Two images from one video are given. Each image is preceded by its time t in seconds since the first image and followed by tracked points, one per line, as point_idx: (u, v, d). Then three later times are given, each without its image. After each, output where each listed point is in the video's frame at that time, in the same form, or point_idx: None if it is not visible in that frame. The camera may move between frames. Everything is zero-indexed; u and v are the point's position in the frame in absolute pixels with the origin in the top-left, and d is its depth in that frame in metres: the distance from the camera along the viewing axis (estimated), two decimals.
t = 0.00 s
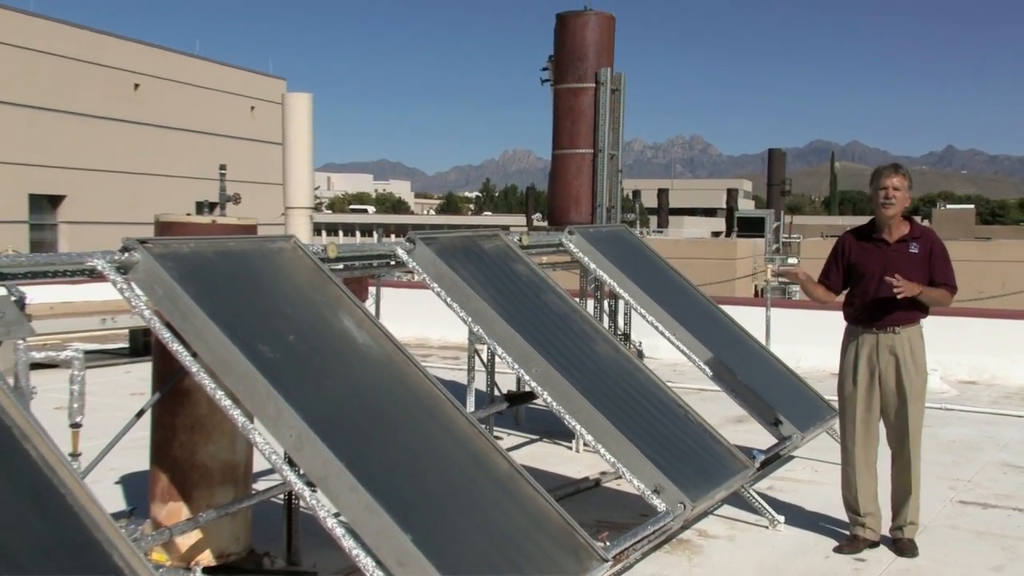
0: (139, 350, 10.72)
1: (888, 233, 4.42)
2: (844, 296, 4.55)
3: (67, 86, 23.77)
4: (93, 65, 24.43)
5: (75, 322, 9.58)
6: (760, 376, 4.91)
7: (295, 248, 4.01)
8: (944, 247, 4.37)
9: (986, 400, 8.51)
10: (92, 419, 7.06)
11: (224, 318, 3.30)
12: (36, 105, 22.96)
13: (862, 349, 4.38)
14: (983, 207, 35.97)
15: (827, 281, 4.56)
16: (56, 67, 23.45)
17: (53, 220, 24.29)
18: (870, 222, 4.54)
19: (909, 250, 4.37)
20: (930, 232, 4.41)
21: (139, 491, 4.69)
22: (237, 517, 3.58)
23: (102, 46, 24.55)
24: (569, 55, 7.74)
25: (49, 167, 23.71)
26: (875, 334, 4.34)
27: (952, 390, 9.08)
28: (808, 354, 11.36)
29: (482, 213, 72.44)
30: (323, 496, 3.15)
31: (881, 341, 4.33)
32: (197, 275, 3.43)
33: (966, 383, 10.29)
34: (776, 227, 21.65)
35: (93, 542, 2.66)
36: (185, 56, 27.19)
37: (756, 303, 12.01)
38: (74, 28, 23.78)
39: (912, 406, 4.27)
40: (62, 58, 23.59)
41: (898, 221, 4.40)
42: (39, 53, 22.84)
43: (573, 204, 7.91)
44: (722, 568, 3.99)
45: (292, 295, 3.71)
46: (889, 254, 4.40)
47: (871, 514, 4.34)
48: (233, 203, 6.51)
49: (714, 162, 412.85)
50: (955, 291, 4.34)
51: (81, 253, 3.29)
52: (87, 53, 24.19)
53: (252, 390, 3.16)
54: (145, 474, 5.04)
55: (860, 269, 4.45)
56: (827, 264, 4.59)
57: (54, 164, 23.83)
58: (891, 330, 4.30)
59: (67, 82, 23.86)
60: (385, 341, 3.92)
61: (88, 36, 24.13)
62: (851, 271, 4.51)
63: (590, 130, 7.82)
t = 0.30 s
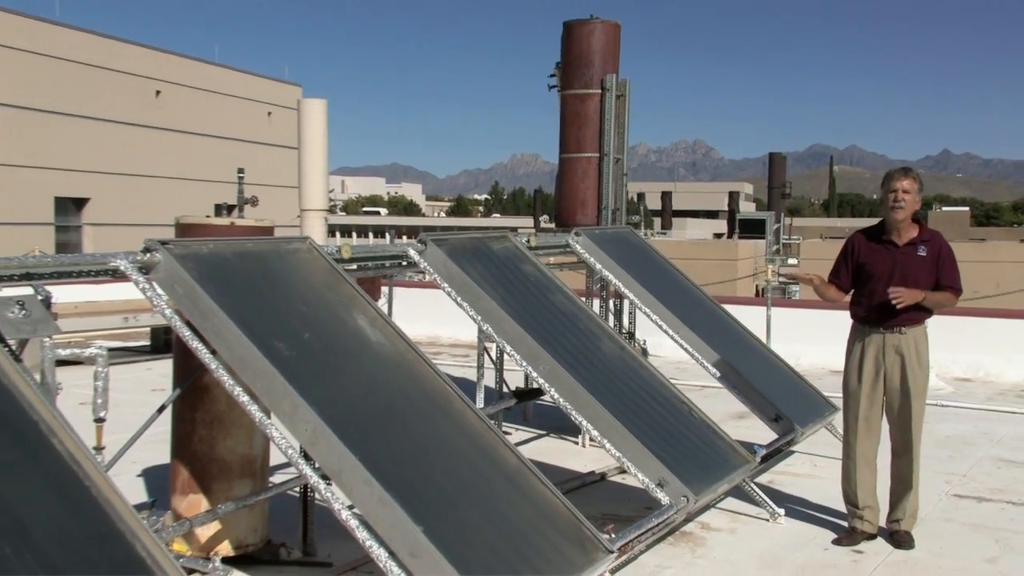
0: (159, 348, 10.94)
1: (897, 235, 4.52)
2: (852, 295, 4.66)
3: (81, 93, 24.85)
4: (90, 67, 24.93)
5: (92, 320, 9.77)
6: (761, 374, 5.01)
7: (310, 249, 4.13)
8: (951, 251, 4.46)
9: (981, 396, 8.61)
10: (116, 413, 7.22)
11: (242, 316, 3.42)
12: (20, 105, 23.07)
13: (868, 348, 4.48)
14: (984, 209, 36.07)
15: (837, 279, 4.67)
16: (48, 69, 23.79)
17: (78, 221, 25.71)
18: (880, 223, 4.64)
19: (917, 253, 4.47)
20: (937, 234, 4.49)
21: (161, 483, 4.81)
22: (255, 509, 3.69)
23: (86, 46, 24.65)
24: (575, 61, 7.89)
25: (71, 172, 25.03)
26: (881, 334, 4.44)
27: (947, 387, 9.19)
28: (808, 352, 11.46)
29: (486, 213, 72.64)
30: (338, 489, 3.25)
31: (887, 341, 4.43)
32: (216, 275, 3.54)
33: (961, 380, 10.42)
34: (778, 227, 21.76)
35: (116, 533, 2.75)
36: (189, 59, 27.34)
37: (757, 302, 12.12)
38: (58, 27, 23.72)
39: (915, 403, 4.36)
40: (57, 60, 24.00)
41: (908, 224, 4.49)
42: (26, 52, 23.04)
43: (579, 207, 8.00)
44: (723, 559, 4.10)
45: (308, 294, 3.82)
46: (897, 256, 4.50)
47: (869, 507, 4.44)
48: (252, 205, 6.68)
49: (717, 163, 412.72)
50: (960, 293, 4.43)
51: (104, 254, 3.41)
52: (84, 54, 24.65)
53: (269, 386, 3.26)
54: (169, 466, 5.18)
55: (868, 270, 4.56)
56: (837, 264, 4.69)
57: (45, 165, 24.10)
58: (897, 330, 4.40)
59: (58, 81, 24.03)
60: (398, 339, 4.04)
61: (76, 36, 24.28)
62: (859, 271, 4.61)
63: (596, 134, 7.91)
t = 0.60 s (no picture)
0: (184, 345, 11.15)
1: (906, 238, 4.61)
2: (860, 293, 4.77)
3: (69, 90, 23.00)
4: (85, 68, 23.43)
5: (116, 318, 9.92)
6: (765, 371, 5.12)
7: (326, 249, 4.26)
8: (958, 254, 4.56)
9: (976, 393, 8.72)
10: (140, 408, 7.36)
11: (262, 314, 3.54)
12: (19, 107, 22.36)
13: (872, 346, 4.59)
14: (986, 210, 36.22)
15: (847, 279, 4.79)
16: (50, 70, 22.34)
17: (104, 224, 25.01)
18: (890, 225, 4.74)
19: (925, 256, 4.56)
20: (946, 239, 4.59)
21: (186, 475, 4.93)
22: (274, 502, 3.81)
23: (100, 48, 23.79)
24: (583, 68, 7.99)
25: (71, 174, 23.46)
26: (886, 334, 4.55)
27: (945, 384, 9.32)
28: (809, 349, 11.57)
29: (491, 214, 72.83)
30: (354, 482, 3.37)
31: (891, 340, 4.53)
32: (236, 274, 3.67)
33: (959, 377, 10.57)
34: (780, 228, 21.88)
35: (140, 523, 2.86)
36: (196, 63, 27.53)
37: (759, 301, 12.24)
38: (51, 27, 22.37)
39: (918, 402, 4.47)
40: (54, 61, 22.56)
41: (917, 227, 4.58)
42: (20, 53, 21.52)
43: (587, 209, 8.10)
44: (726, 551, 4.20)
45: (323, 292, 3.94)
46: (905, 258, 4.60)
47: (869, 500, 4.53)
48: (271, 207, 6.82)
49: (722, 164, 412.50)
50: (967, 297, 4.55)
51: (129, 254, 3.53)
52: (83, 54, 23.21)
53: (287, 382, 3.38)
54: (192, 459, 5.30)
55: (876, 270, 4.66)
56: (847, 264, 4.81)
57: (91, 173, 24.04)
58: (902, 330, 4.50)
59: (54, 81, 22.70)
60: (410, 337, 4.16)
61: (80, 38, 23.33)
62: (868, 272, 4.72)
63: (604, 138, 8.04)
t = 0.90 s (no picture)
0: (207, 341, 11.40)
1: (911, 239, 4.71)
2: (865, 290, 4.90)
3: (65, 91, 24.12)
4: (86, 68, 24.49)
5: (137, 314, 10.12)
6: (769, 367, 5.23)
7: (344, 249, 4.39)
8: (963, 256, 4.62)
9: (975, 389, 8.82)
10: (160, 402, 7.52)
11: (281, 312, 3.66)
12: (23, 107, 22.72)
13: (874, 343, 4.70)
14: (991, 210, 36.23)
15: (853, 275, 4.92)
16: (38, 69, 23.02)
17: (128, 223, 27.03)
18: (898, 225, 4.84)
19: (928, 257, 4.65)
20: (951, 241, 4.67)
21: (208, 466, 5.07)
22: (293, 492, 3.94)
23: (85, 47, 24.26)
24: (593, 73, 8.11)
25: (49, 173, 23.82)
26: (886, 331, 4.65)
27: (944, 380, 9.42)
28: (811, 346, 11.67)
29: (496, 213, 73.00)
30: (370, 474, 3.48)
31: (891, 337, 4.64)
32: (257, 273, 3.79)
33: (958, 373, 10.68)
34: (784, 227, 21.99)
35: (165, 513, 2.94)
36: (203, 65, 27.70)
37: (764, 299, 12.34)
38: (51, 28, 23.25)
39: (918, 398, 4.58)
40: (53, 61, 23.53)
41: (923, 228, 4.67)
42: (17, 52, 22.33)
43: (596, 209, 8.22)
44: (731, 542, 4.30)
45: (340, 290, 4.07)
46: (909, 258, 4.69)
47: (870, 492, 4.64)
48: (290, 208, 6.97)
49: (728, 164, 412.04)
50: (970, 299, 4.61)
51: (153, 253, 3.66)
52: (82, 56, 24.27)
53: (306, 377, 3.49)
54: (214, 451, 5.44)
55: (880, 269, 4.78)
56: (854, 261, 4.94)
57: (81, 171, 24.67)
58: (902, 328, 4.60)
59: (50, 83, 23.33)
60: (424, 333, 4.28)
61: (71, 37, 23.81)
62: (873, 270, 4.84)
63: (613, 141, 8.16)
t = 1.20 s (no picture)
0: (227, 338, 11.60)
1: (911, 238, 4.82)
2: (862, 286, 4.99)
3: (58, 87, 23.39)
4: (90, 69, 24.22)
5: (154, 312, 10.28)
6: (774, 364, 5.34)
7: (360, 247, 4.51)
8: (960, 256, 4.76)
9: (973, 384, 8.94)
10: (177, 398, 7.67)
11: (300, 308, 3.78)
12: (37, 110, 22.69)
13: (871, 340, 4.81)
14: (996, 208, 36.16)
15: (851, 272, 5.01)
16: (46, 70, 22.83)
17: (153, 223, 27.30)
18: (898, 224, 4.95)
19: (927, 256, 4.77)
20: (949, 241, 4.79)
21: (228, 457, 5.20)
22: (311, 483, 4.08)
23: (100, 50, 24.42)
24: (602, 76, 8.24)
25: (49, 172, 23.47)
26: (884, 328, 4.76)
27: (943, 375, 9.53)
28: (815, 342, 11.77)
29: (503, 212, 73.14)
30: (386, 466, 3.59)
31: (889, 333, 4.75)
32: (276, 271, 3.91)
33: (957, 369, 10.82)
34: (787, 225, 22.11)
35: (190, 503, 3.05)
36: (212, 66, 27.89)
37: (767, 297, 12.46)
38: (60, 30, 23.10)
39: (916, 392, 4.67)
40: (54, 60, 23.14)
41: (922, 228, 4.78)
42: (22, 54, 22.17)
43: (604, 209, 8.32)
44: (736, 532, 4.42)
45: (357, 287, 4.19)
46: (908, 257, 4.80)
47: (854, 481, 4.84)
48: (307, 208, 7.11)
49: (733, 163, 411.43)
50: (966, 297, 4.73)
51: (177, 252, 3.79)
52: (86, 57, 23.96)
53: (324, 371, 3.61)
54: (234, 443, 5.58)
55: (879, 266, 4.88)
56: (852, 258, 5.02)
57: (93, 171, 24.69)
58: (900, 324, 4.70)
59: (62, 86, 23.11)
60: (438, 329, 4.41)
61: (85, 40, 23.81)
62: (871, 267, 4.94)
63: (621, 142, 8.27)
